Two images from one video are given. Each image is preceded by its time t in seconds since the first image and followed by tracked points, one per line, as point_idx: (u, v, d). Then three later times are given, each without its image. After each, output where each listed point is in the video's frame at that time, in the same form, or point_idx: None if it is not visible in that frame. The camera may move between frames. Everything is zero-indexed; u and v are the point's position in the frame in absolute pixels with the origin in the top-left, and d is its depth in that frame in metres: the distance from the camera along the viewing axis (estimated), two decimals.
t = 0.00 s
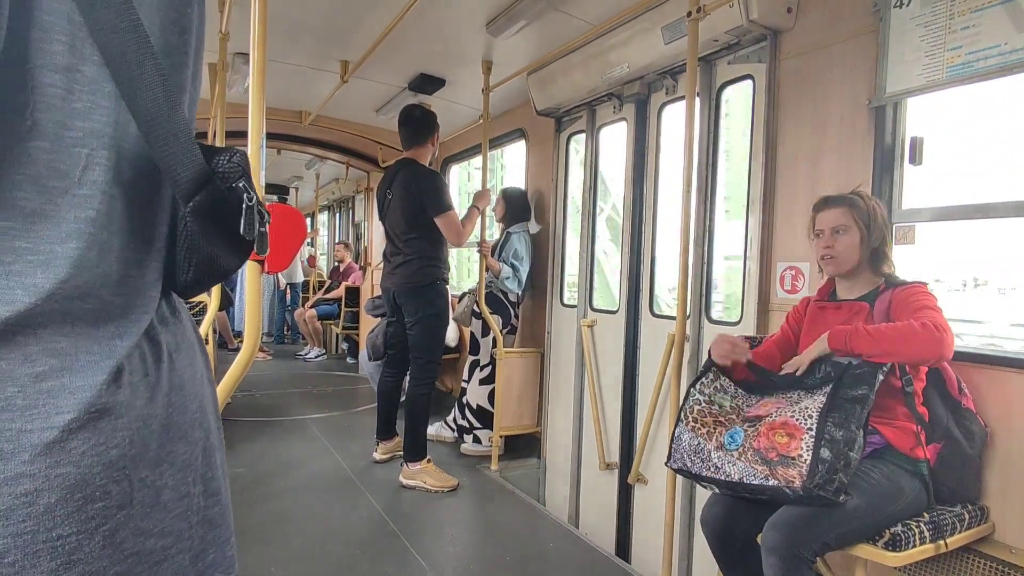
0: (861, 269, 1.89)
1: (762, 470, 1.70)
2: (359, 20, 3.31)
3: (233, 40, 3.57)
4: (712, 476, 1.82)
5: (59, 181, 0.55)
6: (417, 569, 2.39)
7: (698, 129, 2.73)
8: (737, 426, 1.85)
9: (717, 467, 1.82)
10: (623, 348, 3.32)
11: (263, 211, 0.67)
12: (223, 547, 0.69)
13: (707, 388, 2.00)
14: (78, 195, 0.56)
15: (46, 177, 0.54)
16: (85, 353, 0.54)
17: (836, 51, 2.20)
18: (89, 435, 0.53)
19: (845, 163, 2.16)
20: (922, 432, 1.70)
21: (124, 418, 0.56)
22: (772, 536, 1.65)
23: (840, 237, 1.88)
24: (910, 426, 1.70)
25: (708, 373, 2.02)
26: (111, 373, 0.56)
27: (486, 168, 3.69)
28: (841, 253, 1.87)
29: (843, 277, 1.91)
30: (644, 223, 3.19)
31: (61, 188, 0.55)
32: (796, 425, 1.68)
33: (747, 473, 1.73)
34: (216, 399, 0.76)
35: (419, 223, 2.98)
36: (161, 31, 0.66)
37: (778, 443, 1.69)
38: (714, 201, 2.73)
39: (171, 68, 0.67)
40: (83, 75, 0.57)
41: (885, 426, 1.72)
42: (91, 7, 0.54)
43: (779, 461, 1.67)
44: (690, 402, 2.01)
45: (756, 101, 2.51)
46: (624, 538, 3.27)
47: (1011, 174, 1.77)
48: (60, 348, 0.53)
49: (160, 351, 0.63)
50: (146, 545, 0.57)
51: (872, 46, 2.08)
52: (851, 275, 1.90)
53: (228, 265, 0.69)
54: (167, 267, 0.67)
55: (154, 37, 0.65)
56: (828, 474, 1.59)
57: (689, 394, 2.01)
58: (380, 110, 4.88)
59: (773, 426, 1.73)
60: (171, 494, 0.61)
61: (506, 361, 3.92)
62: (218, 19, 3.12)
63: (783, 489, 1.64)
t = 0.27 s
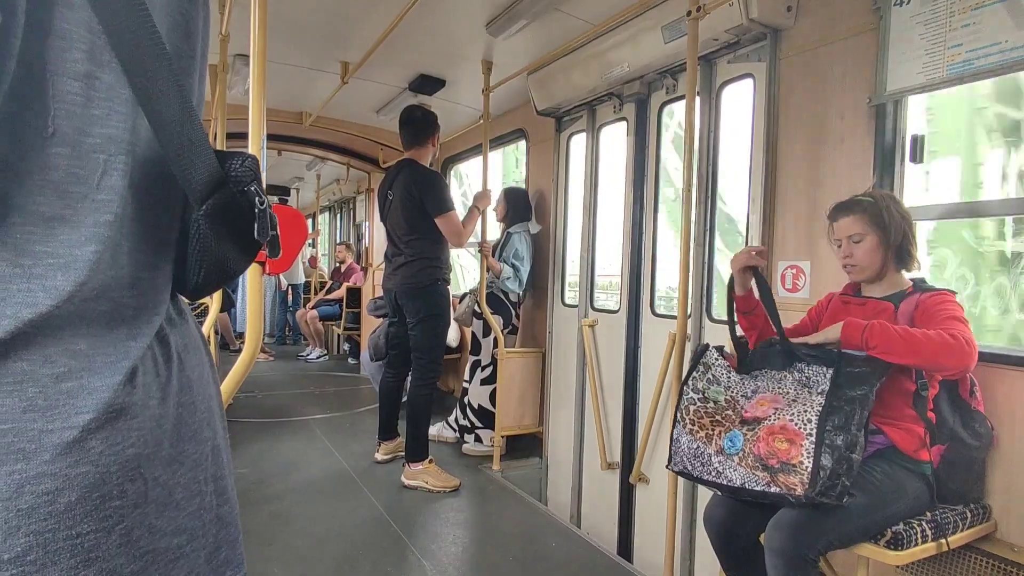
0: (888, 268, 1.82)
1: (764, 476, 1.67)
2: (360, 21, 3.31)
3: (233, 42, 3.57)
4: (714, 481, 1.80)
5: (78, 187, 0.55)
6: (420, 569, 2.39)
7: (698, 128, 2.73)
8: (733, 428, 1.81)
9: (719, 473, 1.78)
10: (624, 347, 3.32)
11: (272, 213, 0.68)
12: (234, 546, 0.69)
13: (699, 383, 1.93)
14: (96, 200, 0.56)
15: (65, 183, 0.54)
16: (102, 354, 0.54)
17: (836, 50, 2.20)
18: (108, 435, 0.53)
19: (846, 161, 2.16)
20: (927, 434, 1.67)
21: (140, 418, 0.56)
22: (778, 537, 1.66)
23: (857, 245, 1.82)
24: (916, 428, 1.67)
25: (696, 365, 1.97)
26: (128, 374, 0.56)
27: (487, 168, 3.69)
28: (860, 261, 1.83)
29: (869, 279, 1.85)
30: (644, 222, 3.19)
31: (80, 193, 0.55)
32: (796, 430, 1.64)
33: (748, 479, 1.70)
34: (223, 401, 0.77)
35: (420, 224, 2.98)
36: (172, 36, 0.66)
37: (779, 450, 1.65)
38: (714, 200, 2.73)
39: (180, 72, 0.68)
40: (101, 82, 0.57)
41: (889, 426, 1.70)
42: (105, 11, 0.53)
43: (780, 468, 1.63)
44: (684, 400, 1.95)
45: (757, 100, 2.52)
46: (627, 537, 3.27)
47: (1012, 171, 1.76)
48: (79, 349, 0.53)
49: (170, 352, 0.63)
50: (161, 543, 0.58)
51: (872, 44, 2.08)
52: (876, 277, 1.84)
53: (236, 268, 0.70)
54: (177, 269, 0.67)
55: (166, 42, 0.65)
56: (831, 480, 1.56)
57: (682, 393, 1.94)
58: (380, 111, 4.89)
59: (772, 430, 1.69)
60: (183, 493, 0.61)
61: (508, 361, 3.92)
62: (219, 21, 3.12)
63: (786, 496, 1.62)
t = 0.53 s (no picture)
0: (903, 272, 1.81)
1: (761, 489, 1.66)
2: (360, 24, 3.32)
3: (234, 45, 3.58)
4: (713, 487, 1.81)
5: (77, 192, 0.55)
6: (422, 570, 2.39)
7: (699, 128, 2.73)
8: (731, 434, 1.78)
9: (719, 479, 1.79)
10: (626, 347, 3.32)
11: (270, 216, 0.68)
12: (232, 548, 0.70)
13: (694, 386, 1.91)
14: (95, 205, 0.56)
15: (63, 188, 0.55)
16: (100, 359, 0.55)
17: (836, 50, 2.20)
18: (107, 439, 0.53)
19: (846, 161, 2.16)
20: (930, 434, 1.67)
21: (138, 422, 0.56)
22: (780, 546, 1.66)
23: (868, 255, 1.82)
24: (919, 428, 1.67)
25: (690, 364, 1.95)
26: (126, 377, 0.56)
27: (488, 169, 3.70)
28: (874, 269, 1.82)
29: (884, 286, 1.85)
30: (646, 222, 3.19)
31: (78, 198, 0.55)
32: (792, 444, 1.61)
33: (746, 490, 1.70)
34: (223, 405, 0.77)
35: (422, 225, 2.98)
36: (171, 42, 0.67)
37: (775, 463, 1.63)
38: (715, 200, 2.73)
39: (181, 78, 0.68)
40: (100, 88, 0.57)
41: (891, 425, 1.70)
42: (110, 21, 0.54)
43: (777, 482, 1.62)
44: (680, 402, 1.94)
45: (757, 100, 2.51)
46: (629, 538, 3.27)
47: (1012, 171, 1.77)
48: (76, 354, 0.53)
49: (169, 356, 0.64)
50: (162, 546, 0.58)
51: (872, 43, 2.08)
52: (893, 283, 1.83)
53: (236, 271, 0.70)
54: (175, 272, 0.67)
55: (167, 48, 0.66)
56: (827, 495, 1.55)
57: (678, 396, 1.94)
58: (381, 112, 4.89)
59: (768, 442, 1.67)
60: (183, 496, 0.61)
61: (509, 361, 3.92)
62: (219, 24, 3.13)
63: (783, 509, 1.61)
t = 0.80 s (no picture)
0: (905, 274, 1.80)
1: (767, 490, 1.65)
2: (359, 25, 3.32)
3: (234, 47, 3.59)
4: (716, 496, 1.77)
5: (62, 193, 0.55)
6: (423, 571, 2.39)
7: (699, 128, 2.73)
8: (731, 440, 1.77)
9: (723, 488, 1.76)
10: (627, 347, 3.32)
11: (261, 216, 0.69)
12: (227, 551, 0.70)
13: (690, 396, 1.89)
14: (81, 206, 0.56)
15: (49, 189, 0.55)
16: (90, 364, 0.55)
17: (837, 48, 2.20)
18: (95, 444, 0.53)
19: (847, 159, 2.16)
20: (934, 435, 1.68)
21: (129, 427, 0.56)
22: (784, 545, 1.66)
23: (869, 261, 1.80)
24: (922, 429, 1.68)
25: (685, 375, 1.92)
26: (116, 382, 0.56)
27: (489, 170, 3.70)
28: (874, 275, 1.81)
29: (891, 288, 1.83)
30: (647, 222, 3.19)
31: (64, 199, 0.55)
32: (795, 441, 1.61)
33: (751, 494, 1.68)
34: (220, 406, 0.77)
35: (422, 226, 2.98)
36: (163, 43, 0.67)
37: (779, 463, 1.62)
38: (716, 199, 2.72)
39: (173, 79, 0.68)
40: (86, 88, 0.57)
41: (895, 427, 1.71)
42: (94, 20, 0.54)
43: (782, 482, 1.61)
44: (677, 415, 1.91)
45: (757, 99, 2.51)
46: (631, 538, 3.27)
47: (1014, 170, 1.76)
48: (64, 359, 0.53)
49: (164, 359, 0.64)
50: (153, 551, 0.58)
51: (873, 42, 2.08)
52: (897, 283, 1.82)
53: (229, 271, 0.70)
54: (169, 274, 0.68)
55: (157, 49, 0.66)
56: (833, 490, 1.54)
57: (674, 408, 1.91)
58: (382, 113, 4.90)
59: (770, 442, 1.66)
60: (175, 500, 0.61)
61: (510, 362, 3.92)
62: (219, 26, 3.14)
63: (790, 509, 1.60)
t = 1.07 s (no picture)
0: (903, 275, 1.80)
1: (765, 488, 1.64)
2: (360, 25, 3.32)
3: (235, 48, 3.59)
4: (713, 494, 1.77)
5: (61, 196, 0.55)
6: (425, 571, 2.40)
7: (700, 127, 2.72)
8: (732, 438, 1.77)
9: (720, 486, 1.75)
10: (628, 347, 3.31)
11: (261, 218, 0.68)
12: (228, 551, 0.70)
13: (695, 396, 1.91)
14: (80, 209, 0.56)
15: (48, 192, 0.55)
16: (90, 364, 0.55)
17: (838, 47, 2.19)
18: (96, 445, 0.53)
19: (848, 158, 2.15)
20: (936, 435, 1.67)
21: (130, 428, 0.56)
22: (783, 542, 1.67)
23: (865, 263, 1.82)
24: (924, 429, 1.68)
25: (691, 375, 1.95)
26: (116, 383, 0.56)
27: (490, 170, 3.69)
28: (871, 276, 1.82)
29: (893, 287, 1.83)
30: (648, 221, 3.18)
31: (64, 202, 0.55)
32: (796, 440, 1.60)
33: (749, 492, 1.67)
34: (220, 408, 0.77)
35: (423, 227, 2.99)
36: (162, 45, 0.67)
37: (779, 461, 1.61)
38: (717, 198, 2.72)
39: (173, 82, 0.68)
40: (85, 91, 0.57)
41: (897, 426, 1.70)
42: (93, 24, 0.54)
43: (781, 480, 1.60)
44: (681, 414, 1.92)
45: (758, 99, 2.50)
46: (633, 537, 3.27)
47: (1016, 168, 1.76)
48: (64, 360, 0.53)
49: (163, 360, 0.64)
50: (155, 552, 0.58)
51: (874, 40, 2.07)
52: (898, 283, 1.82)
53: (229, 273, 0.70)
54: (168, 276, 0.67)
55: (156, 51, 0.66)
56: (833, 491, 1.53)
57: (678, 406, 1.93)
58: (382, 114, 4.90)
59: (772, 440, 1.65)
60: (176, 500, 0.61)
61: (511, 362, 3.92)
62: (220, 27, 3.14)
63: (787, 508, 1.59)
